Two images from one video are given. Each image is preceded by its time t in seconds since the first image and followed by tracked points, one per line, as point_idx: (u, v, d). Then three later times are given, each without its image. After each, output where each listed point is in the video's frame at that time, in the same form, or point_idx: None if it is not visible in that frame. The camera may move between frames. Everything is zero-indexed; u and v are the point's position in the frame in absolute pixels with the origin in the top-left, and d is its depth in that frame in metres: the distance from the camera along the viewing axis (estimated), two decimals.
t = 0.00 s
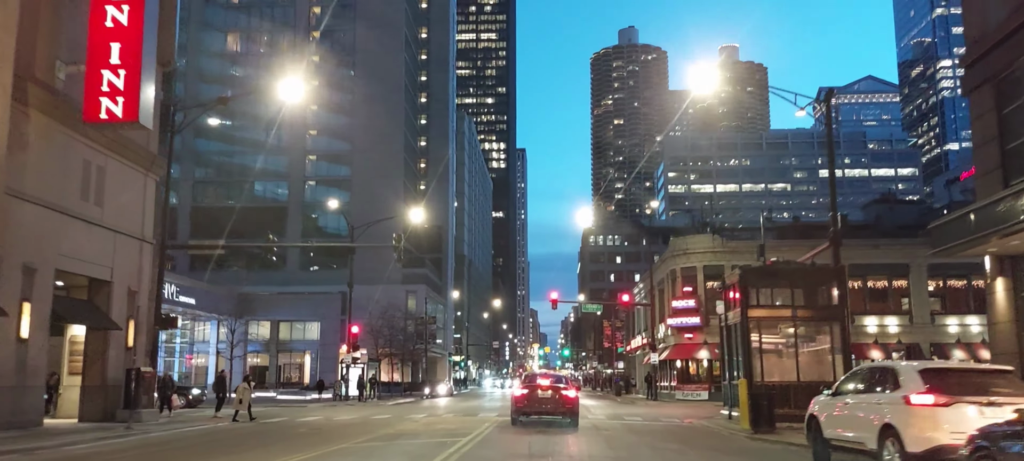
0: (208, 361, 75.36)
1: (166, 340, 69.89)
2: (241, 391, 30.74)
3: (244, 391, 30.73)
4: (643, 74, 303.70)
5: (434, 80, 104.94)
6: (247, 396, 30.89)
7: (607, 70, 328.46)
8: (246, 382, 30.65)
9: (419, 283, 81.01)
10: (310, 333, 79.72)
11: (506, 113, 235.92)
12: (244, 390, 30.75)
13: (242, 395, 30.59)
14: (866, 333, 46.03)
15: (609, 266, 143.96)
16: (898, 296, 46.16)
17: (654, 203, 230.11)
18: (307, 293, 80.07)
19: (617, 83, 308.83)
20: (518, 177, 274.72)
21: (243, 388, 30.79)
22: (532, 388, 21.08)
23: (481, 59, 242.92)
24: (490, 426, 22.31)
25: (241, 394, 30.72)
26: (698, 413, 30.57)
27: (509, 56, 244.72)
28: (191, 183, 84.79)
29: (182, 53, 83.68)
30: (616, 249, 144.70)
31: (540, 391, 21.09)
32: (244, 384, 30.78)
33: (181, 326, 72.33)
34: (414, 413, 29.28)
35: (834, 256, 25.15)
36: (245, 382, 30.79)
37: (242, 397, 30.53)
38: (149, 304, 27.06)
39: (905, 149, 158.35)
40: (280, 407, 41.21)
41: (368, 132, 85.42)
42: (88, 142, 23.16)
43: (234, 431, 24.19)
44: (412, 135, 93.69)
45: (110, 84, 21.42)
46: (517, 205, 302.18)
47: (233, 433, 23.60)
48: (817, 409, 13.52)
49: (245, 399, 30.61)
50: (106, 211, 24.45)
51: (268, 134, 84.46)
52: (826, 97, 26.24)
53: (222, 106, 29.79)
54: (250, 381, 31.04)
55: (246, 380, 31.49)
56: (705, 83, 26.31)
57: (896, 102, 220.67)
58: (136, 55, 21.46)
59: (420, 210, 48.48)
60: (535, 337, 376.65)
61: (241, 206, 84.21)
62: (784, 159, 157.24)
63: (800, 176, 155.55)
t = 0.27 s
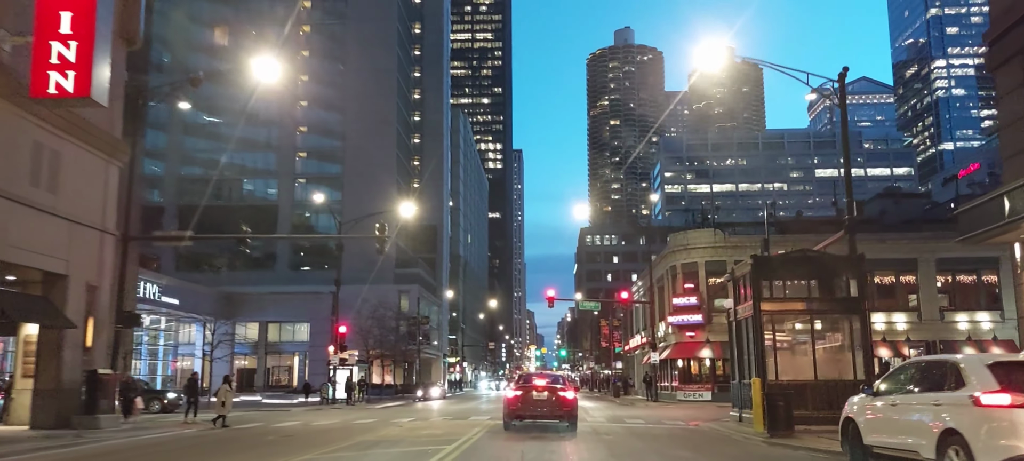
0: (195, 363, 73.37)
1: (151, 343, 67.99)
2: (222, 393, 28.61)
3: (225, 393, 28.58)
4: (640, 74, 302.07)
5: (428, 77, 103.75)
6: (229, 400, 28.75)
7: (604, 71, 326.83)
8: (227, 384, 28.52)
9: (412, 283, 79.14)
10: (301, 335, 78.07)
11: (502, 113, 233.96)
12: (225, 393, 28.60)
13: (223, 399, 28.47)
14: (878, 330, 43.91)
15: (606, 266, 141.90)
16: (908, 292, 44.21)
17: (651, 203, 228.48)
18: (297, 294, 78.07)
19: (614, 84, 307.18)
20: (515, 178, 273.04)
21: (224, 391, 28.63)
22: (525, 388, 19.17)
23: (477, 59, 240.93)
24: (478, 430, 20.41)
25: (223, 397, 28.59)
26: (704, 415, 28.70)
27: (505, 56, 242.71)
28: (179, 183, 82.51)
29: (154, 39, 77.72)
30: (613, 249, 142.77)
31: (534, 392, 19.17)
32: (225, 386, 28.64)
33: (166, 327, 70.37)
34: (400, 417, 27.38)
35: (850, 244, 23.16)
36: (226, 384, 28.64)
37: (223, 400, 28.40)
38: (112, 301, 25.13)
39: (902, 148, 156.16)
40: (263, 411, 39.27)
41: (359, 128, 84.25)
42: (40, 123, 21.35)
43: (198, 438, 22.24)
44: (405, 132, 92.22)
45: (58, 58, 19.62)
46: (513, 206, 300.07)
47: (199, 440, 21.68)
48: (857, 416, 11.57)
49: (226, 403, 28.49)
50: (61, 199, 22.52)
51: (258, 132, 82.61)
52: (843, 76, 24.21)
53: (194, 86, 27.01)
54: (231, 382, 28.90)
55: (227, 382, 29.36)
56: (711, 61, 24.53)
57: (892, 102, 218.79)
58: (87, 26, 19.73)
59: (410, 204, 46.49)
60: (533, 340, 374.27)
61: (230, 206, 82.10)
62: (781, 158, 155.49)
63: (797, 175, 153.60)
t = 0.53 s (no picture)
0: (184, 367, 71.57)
1: (138, 346, 66.31)
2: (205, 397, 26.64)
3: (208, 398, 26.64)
4: (637, 74, 300.65)
5: (422, 75, 102.40)
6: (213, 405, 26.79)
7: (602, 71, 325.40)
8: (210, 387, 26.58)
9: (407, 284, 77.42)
10: (293, 338, 76.27)
11: (499, 114, 232.28)
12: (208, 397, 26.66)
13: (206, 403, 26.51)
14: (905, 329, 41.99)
15: (604, 267, 140.13)
16: (920, 289, 42.56)
17: (649, 204, 226.71)
18: (290, 295, 76.41)
19: (611, 84, 305.67)
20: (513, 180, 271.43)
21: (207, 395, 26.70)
22: (521, 391, 17.45)
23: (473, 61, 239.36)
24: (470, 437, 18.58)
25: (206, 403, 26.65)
26: (714, 418, 26.94)
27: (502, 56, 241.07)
28: (169, 184, 80.61)
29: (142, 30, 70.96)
30: (611, 249, 141.08)
31: (530, 395, 17.45)
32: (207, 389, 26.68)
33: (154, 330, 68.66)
34: (389, 422, 25.65)
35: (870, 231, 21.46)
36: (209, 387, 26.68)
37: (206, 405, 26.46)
38: (77, 299, 23.42)
39: (901, 147, 153.38)
40: (247, 416, 37.53)
41: (353, 126, 82.14)
42: None
43: (166, 445, 20.55)
44: (400, 130, 90.55)
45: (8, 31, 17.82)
46: (511, 208, 298.34)
47: (167, 447, 19.98)
48: (914, 419, 9.85)
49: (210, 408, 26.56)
50: (18, 188, 20.80)
51: (249, 132, 81.61)
52: (864, 53, 22.49)
53: (166, 69, 25.04)
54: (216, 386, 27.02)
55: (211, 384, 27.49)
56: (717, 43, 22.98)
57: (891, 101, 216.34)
58: None
59: (401, 201, 44.81)
60: (531, 343, 372.29)
61: (223, 206, 80.50)
62: (780, 158, 153.54)
63: (795, 175, 151.50)
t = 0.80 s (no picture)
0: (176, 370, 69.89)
1: (127, 349, 64.73)
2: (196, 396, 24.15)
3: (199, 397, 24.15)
4: (636, 75, 299.44)
5: (419, 73, 101.00)
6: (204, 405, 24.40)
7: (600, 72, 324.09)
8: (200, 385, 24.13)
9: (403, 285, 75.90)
10: (288, 340, 74.71)
11: (497, 116, 230.80)
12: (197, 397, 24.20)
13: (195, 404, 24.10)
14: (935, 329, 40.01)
15: (604, 269, 138.55)
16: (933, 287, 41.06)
17: (648, 205, 225.01)
18: (284, 297, 74.89)
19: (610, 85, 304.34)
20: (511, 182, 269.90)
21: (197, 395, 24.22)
22: (519, 393, 15.89)
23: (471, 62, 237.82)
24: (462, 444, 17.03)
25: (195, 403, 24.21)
26: (726, 422, 25.30)
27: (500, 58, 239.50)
28: (161, 185, 79.18)
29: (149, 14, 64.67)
30: (611, 251, 139.54)
31: (529, 398, 15.90)
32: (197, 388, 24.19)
33: (145, 333, 67.12)
34: (380, 429, 24.00)
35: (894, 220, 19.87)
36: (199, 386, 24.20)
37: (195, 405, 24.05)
38: (43, 297, 21.83)
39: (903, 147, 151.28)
40: (234, 422, 35.97)
41: (349, 125, 80.46)
42: None
43: (136, 454, 18.98)
44: (396, 129, 89.07)
45: None
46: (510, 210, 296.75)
47: (138, 457, 18.45)
48: (983, 429, 8.31)
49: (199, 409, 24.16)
50: None
51: (243, 132, 80.35)
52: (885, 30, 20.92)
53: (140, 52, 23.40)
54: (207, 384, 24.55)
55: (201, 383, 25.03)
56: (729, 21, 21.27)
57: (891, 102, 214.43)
58: None
59: (395, 198, 43.15)
60: (530, 346, 370.57)
61: (215, 207, 78.86)
62: (780, 158, 152.03)
63: (796, 176, 150.08)
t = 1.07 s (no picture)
0: (166, 371, 68.48)
1: (115, 350, 63.37)
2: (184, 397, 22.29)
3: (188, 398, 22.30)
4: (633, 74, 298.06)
5: (414, 70, 99.73)
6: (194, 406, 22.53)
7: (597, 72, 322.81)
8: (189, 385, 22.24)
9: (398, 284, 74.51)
10: (280, 340, 73.32)
11: (494, 115, 229.37)
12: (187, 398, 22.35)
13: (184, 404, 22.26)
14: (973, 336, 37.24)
15: (602, 268, 137.24)
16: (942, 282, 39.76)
17: (646, 205, 223.74)
18: (276, 297, 73.57)
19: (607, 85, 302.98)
20: (508, 182, 268.60)
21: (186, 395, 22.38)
22: (513, 394, 14.55)
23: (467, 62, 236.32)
24: (452, 449, 15.70)
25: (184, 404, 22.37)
26: (734, 424, 23.98)
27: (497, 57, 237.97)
28: (151, 183, 78.10)
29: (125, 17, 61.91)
30: (608, 250, 138.17)
31: (523, 397, 14.53)
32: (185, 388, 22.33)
33: (133, 334, 65.79)
34: (367, 431, 22.65)
35: (914, 204, 18.65)
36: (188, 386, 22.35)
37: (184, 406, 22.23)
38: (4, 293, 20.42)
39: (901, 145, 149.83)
40: (219, 425, 34.72)
41: (344, 122, 79.32)
42: None
43: None
44: (391, 126, 87.84)
45: None
46: (507, 211, 295.28)
47: None
48: None
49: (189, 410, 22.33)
50: None
51: (235, 130, 79.05)
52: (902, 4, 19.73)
53: (112, 33, 21.97)
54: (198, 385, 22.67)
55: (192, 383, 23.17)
56: None
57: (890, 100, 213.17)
58: None
59: (387, 192, 41.80)
60: (530, 346, 369.03)
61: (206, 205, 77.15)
62: (778, 157, 150.99)
63: (794, 175, 148.99)
